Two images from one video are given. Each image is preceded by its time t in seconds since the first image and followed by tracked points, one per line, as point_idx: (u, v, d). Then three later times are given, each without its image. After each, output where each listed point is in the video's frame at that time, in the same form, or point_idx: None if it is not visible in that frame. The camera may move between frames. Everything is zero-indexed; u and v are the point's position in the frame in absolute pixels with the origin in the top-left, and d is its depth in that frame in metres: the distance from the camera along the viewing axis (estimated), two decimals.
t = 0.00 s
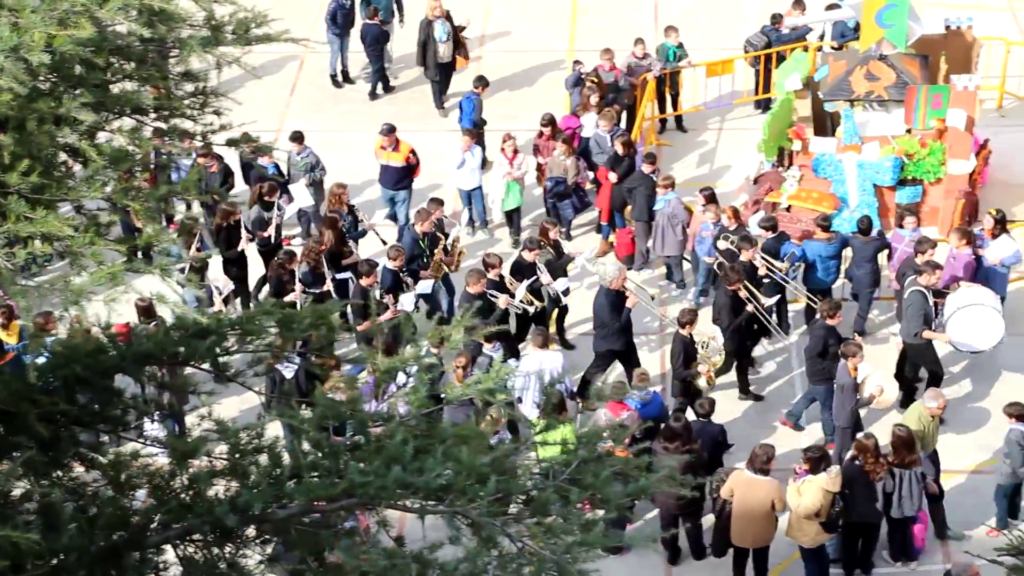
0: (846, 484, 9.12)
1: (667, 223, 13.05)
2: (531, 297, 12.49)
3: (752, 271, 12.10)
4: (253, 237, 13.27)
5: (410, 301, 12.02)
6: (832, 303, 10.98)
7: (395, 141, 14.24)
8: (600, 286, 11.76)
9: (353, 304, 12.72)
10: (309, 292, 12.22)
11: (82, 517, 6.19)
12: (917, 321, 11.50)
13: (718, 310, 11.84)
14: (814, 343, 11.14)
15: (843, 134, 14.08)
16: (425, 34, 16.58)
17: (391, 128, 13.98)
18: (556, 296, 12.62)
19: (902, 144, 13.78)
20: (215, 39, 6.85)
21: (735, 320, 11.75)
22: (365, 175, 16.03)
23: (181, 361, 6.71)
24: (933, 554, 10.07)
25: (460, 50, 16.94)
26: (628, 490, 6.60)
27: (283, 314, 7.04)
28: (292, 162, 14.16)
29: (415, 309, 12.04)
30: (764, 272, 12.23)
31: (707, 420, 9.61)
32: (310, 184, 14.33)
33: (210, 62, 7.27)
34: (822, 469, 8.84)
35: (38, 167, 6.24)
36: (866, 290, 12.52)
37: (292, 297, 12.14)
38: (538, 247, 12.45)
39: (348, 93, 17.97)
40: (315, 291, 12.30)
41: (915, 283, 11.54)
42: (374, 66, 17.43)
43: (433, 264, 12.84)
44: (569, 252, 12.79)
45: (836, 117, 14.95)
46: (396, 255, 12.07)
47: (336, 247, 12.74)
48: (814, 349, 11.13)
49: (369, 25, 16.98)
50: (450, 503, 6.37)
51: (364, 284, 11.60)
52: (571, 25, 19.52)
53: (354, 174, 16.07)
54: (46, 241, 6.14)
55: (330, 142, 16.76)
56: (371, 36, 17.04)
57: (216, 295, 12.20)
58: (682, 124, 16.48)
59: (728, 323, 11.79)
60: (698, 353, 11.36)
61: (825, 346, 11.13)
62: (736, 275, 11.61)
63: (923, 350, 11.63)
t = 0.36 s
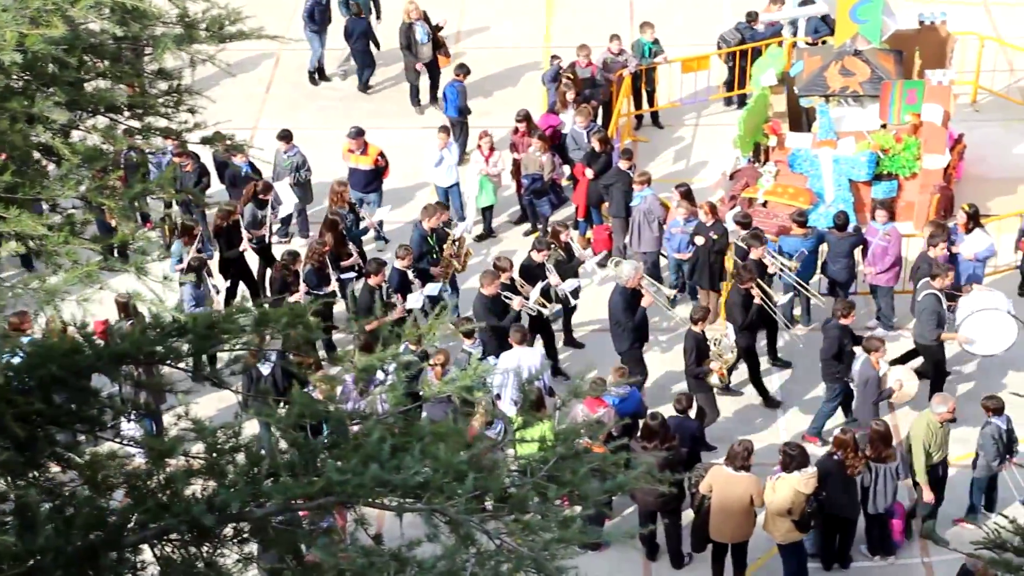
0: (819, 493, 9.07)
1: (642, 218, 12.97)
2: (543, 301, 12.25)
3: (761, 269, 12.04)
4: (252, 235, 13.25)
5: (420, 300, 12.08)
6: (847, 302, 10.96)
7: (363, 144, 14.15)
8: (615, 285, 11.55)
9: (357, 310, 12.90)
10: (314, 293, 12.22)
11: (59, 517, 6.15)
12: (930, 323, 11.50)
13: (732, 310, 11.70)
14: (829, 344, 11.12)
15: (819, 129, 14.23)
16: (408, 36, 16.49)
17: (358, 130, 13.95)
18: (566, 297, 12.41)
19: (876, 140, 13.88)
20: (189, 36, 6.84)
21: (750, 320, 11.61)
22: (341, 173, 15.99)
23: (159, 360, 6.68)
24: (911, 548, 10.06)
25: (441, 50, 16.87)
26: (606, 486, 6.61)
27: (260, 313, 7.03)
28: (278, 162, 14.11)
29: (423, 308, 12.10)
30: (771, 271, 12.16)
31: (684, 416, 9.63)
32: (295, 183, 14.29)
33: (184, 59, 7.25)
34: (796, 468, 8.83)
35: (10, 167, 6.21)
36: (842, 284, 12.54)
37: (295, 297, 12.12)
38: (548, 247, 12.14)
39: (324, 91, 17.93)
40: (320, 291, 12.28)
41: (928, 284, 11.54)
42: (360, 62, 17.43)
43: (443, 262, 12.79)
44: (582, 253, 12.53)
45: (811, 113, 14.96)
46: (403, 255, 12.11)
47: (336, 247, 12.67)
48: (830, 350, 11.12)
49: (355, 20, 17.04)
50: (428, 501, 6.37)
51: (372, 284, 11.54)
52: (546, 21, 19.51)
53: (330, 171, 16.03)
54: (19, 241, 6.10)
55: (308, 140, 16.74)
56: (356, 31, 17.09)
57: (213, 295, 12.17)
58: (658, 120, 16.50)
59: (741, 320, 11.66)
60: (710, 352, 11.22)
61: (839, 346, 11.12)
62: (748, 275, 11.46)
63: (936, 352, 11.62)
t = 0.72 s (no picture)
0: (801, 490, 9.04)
1: (625, 216, 12.94)
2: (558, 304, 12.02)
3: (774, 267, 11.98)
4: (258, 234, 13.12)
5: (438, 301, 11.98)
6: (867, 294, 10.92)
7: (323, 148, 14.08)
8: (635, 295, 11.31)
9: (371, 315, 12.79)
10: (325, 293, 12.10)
11: (40, 518, 6.12)
12: (948, 321, 11.41)
13: (749, 312, 11.57)
14: (849, 338, 11.07)
15: (800, 125, 14.22)
16: (399, 37, 16.32)
17: (319, 133, 13.83)
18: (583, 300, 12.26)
19: (858, 136, 13.93)
20: (168, 35, 6.82)
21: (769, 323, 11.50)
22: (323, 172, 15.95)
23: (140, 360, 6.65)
24: (893, 543, 9.99)
25: (434, 52, 16.76)
26: (589, 483, 6.62)
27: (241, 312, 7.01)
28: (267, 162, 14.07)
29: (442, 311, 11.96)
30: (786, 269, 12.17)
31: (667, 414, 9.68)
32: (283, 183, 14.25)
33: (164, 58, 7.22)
34: (777, 467, 8.80)
35: None
36: (824, 279, 12.59)
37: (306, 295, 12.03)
38: (564, 251, 11.98)
39: (306, 89, 17.90)
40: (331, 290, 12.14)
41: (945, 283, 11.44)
42: (348, 60, 17.39)
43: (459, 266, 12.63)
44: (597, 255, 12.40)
45: (792, 110, 15.07)
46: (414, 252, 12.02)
47: (344, 249, 12.42)
48: (850, 343, 11.08)
49: (349, 20, 16.98)
50: (410, 499, 6.37)
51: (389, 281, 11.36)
52: (528, 18, 19.50)
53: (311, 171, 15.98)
54: None
55: (289, 138, 16.70)
56: (352, 30, 17.02)
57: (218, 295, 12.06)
58: (640, 117, 16.50)
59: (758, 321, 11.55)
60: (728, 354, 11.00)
61: (859, 339, 11.07)
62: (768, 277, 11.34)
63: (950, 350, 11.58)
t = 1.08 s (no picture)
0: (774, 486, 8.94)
1: (594, 212, 13.01)
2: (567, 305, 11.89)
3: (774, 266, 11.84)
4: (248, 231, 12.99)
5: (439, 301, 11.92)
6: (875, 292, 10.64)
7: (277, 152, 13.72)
8: (644, 294, 11.04)
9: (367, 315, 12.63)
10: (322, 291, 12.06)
11: (7, 519, 6.08)
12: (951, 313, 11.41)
13: (756, 311, 11.43)
14: (859, 337, 10.74)
15: (767, 120, 14.20)
16: (376, 32, 16.22)
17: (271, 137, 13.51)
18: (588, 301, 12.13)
19: (824, 131, 13.91)
20: (133, 33, 6.78)
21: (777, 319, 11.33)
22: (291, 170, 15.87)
23: (108, 359, 6.60)
24: (862, 536, 9.93)
25: (412, 51, 16.60)
26: (558, 479, 6.62)
27: (209, 311, 6.98)
28: (235, 162, 13.95)
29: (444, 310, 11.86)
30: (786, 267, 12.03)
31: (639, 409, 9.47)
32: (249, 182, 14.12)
33: (129, 55, 7.18)
34: (754, 462, 8.76)
35: None
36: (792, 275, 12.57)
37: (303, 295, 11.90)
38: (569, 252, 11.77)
39: (273, 86, 17.84)
40: (327, 288, 12.10)
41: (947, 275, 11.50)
42: (318, 58, 17.35)
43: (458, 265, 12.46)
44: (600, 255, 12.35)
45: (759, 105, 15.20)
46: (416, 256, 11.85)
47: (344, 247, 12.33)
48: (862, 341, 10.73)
49: (318, 18, 16.90)
50: (379, 496, 6.36)
51: (391, 283, 11.35)
52: (495, 14, 19.49)
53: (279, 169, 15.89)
54: None
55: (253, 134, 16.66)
56: (321, 28, 16.97)
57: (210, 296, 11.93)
58: (608, 113, 16.51)
59: (765, 319, 11.40)
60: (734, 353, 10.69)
61: (871, 338, 10.74)
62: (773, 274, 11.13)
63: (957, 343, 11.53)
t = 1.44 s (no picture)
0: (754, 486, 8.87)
1: (570, 211, 13.05)
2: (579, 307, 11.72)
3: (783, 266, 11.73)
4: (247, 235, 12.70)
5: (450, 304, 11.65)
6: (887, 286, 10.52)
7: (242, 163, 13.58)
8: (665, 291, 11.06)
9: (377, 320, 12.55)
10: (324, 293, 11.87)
11: None
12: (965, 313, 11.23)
13: (769, 307, 11.30)
14: (873, 334, 10.63)
15: (741, 119, 14.23)
16: (355, 34, 16.10)
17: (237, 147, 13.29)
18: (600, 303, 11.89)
19: (798, 129, 13.89)
20: (106, 32, 6.75)
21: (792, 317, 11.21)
22: (268, 171, 15.80)
23: (82, 361, 6.57)
24: (837, 533, 9.89)
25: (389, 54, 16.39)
26: (533, 478, 6.62)
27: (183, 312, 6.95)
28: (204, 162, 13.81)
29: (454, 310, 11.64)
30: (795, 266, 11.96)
31: (616, 407, 9.32)
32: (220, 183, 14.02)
33: (101, 55, 7.15)
34: (735, 460, 8.62)
35: None
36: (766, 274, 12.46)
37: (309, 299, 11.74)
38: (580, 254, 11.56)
39: (248, 87, 17.81)
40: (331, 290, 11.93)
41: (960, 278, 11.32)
42: (291, 60, 17.30)
43: (470, 266, 12.22)
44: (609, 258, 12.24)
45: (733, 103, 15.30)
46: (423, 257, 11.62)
47: (348, 251, 12.24)
48: (876, 338, 10.61)
49: (289, 19, 16.85)
50: (354, 497, 6.35)
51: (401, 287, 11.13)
52: (469, 14, 19.49)
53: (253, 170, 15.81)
54: None
55: (226, 134, 16.62)
56: (295, 29, 16.93)
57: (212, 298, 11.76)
58: (583, 112, 16.53)
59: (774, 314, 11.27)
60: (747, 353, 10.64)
61: (885, 334, 10.63)
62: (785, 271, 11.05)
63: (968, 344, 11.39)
